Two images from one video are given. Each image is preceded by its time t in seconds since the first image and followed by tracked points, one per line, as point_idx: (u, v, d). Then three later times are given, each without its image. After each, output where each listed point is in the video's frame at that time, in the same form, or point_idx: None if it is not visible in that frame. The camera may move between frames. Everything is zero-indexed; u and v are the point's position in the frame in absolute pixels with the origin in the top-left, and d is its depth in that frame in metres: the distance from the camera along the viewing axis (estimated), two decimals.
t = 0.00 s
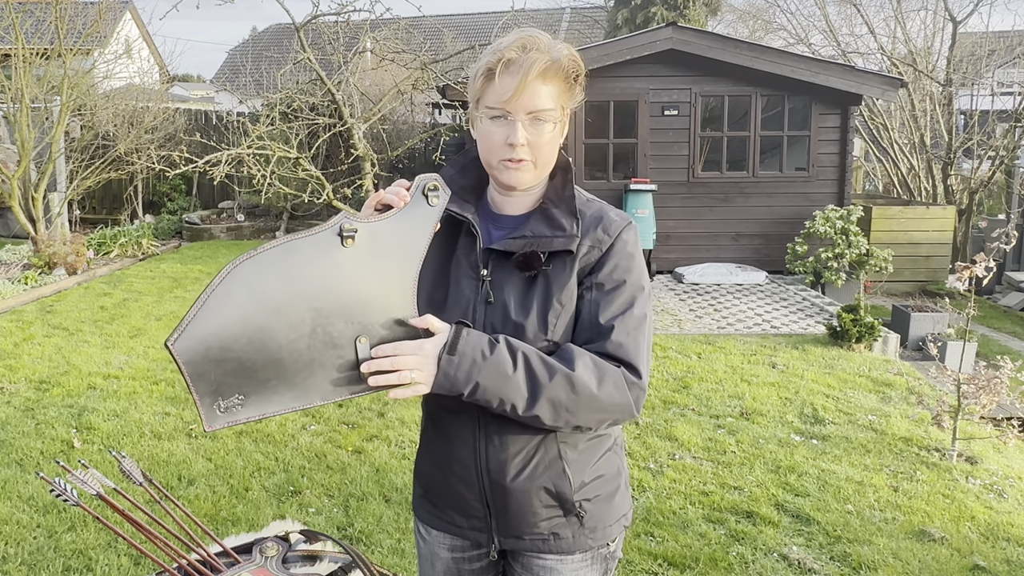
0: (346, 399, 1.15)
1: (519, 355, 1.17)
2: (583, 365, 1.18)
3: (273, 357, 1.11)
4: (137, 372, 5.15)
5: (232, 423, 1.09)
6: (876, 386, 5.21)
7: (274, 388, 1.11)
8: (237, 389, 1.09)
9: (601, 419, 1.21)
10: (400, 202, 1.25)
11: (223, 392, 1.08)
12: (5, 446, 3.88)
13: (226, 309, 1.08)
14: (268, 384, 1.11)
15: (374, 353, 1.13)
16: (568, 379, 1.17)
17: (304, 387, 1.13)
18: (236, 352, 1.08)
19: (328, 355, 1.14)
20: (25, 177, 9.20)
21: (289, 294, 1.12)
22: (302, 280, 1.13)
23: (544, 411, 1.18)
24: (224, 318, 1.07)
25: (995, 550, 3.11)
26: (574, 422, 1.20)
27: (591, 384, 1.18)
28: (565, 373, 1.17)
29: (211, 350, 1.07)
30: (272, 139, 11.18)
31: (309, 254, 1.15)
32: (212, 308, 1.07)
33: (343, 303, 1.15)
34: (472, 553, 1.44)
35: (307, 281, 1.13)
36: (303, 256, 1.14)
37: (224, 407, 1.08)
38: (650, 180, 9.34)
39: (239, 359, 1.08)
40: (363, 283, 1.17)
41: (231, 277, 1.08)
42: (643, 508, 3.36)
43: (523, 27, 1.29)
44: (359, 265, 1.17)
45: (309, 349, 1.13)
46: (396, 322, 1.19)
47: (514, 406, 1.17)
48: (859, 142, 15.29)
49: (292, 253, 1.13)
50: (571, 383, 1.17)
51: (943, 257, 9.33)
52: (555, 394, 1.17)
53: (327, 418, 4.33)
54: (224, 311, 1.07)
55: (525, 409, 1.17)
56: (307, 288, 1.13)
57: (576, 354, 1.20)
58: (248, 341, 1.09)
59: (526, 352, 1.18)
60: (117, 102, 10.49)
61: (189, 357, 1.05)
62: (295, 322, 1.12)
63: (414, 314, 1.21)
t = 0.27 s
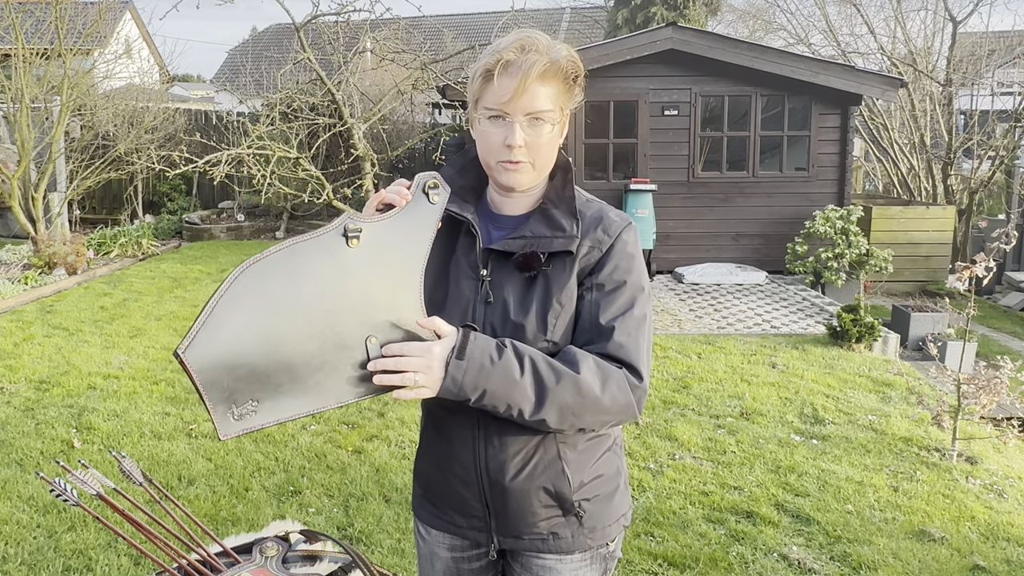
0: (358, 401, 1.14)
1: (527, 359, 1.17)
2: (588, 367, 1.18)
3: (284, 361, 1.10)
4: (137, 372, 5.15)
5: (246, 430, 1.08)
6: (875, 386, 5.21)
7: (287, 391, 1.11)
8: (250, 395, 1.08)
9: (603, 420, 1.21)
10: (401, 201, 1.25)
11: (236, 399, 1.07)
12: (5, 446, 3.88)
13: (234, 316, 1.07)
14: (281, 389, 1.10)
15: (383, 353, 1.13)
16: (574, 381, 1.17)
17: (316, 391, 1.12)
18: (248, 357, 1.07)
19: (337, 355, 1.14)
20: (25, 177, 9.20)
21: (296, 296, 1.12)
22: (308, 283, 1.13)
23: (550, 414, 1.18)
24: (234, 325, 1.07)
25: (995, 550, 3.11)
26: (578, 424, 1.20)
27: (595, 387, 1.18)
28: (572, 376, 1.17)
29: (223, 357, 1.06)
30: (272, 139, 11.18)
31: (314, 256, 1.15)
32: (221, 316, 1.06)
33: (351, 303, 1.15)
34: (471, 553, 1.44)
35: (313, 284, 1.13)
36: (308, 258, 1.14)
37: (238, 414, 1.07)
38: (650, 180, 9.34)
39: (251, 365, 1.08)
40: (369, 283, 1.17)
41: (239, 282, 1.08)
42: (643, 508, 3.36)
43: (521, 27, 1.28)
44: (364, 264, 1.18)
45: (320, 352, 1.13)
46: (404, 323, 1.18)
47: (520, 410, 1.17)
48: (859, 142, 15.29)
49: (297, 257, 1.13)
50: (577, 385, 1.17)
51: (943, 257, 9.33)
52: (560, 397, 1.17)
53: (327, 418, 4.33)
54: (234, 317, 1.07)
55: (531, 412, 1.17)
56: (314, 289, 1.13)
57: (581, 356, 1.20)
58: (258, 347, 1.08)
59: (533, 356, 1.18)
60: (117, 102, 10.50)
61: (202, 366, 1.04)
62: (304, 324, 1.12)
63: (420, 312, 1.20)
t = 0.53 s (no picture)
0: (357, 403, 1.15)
1: (542, 359, 1.16)
2: (596, 368, 1.18)
3: (284, 364, 1.11)
4: (137, 372, 5.15)
5: (248, 434, 1.09)
6: (875, 386, 5.21)
7: (287, 394, 1.12)
8: (250, 400, 1.09)
9: (609, 421, 1.21)
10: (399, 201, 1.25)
11: (237, 404, 1.08)
12: (5, 446, 3.88)
13: (232, 322, 1.07)
14: (281, 393, 1.11)
15: (391, 344, 1.12)
16: (584, 382, 1.17)
17: (316, 393, 1.13)
18: (248, 362, 1.08)
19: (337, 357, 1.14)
20: (25, 177, 9.19)
21: (294, 301, 1.12)
22: (305, 286, 1.13)
23: (561, 415, 1.17)
24: (233, 331, 1.07)
25: (995, 550, 3.11)
26: (586, 425, 1.20)
27: (602, 388, 1.18)
28: (581, 376, 1.17)
29: (223, 364, 1.06)
30: (272, 139, 11.18)
31: (311, 259, 1.15)
32: (219, 322, 1.07)
33: (349, 304, 1.15)
34: (471, 553, 1.44)
35: (311, 287, 1.13)
36: (306, 261, 1.14)
37: (239, 419, 1.08)
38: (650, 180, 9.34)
39: (251, 369, 1.09)
40: (366, 284, 1.17)
41: (237, 288, 1.08)
42: (643, 508, 3.36)
43: (519, 30, 1.28)
44: (362, 265, 1.17)
45: (319, 354, 1.13)
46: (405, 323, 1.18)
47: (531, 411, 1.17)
48: (859, 142, 15.29)
49: (295, 261, 1.13)
50: (586, 386, 1.17)
51: (943, 257, 9.33)
52: (572, 397, 1.17)
53: (327, 418, 4.32)
54: (233, 324, 1.07)
55: (543, 412, 1.17)
56: (312, 293, 1.13)
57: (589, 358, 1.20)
58: (257, 352, 1.09)
59: (547, 357, 1.17)
60: (117, 102, 10.49)
61: (201, 372, 1.05)
62: (303, 328, 1.12)
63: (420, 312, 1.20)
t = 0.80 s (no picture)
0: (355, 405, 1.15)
1: (558, 357, 1.15)
2: (605, 366, 1.18)
3: (281, 368, 1.11)
4: (137, 372, 5.15)
5: (247, 438, 1.10)
6: (875, 386, 5.21)
7: (285, 397, 1.12)
8: (248, 404, 1.09)
9: (618, 420, 1.20)
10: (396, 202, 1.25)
11: (235, 408, 1.09)
12: (5, 446, 3.88)
13: (228, 326, 1.08)
14: (279, 396, 1.11)
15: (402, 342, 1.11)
16: (596, 380, 1.16)
17: (314, 396, 1.13)
18: (245, 365, 1.09)
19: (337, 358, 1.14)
20: (25, 177, 9.19)
21: (291, 304, 1.13)
22: (302, 289, 1.13)
23: (575, 413, 1.16)
24: (230, 335, 1.08)
25: (994, 550, 3.11)
26: (597, 424, 1.19)
27: (612, 386, 1.17)
28: (593, 374, 1.16)
29: (220, 368, 1.07)
30: (271, 139, 11.18)
31: (308, 261, 1.15)
32: (215, 327, 1.07)
33: (346, 306, 1.15)
34: (472, 553, 1.44)
35: (307, 289, 1.14)
36: (302, 264, 1.14)
37: (237, 423, 1.09)
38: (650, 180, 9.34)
39: (249, 373, 1.09)
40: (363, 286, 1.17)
41: (233, 292, 1.09)
42: (643, 508, 3.36)
43: (521, 31, 1.28)
44: (359, 265, 1.17)
45: (316, 357, 1.13)
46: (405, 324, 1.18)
47: (545, 409, 1.15)
48: (859, 142, 15.29)
49: (291, 263, 1.14)
50: (597, 385, 1.16)
51: (943, 257, 9.33)
52: (585, 395, 1.16)
53: (326, 418, 4.32)
54: (229, 328, 1.08)
55: (558, 410, 1.16)
56: (308, 296, 1.13)
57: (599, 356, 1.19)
58: (255, 355, 1.09)
59: (562, 355, 1.16)
60: (117, 102, 10.49)
61: (198, 377, 1.05)
62: (301, 330, 1.12)
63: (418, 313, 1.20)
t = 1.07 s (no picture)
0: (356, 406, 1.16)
1: (556, 356, 1.15)
2: (604, 364, 1.18)
3: (283, 370, 1.11)
4: (137, 372, 5.15)
5: (248, 440, 1.10)
6: (875, 386, 5.21)
7: (286, 399, 1.12)
8: (250, 406, 1.09)
9: (616, 420, 1.20)
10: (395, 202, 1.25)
11: (237, 410, 1.08)
12: (5, 446, 3.88)
13: (229, 328, 1.08)
14: (280, 398, 1.11)
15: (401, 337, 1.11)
16: (594, 379, 1.16)
17: (315, 398, 1.14)
18: (246, 367, 1.09)
19: (337, 359, 1.15)
20: (25, 177, 9.19)
21: (292, 306, 1.12)
22: (303, 291, 1.13)
23: (573, 412, 1.16)
24: (231, 338, 1.08)
25: (994, 550, 3.11)
26: (595, 423, 1.19)
27: (610, 385, 1.17)
28: (591, 373, 1.16)
29: (222, 371, 1.07)
30: (271, 139, 11.18)
31: (308, 262, 1.15)
32: (216, 329, 1.07)
33: (347, 306, 1.15)
34: (473, 552, 1.44)
35: (308, 291, 1.14)
36: (303, 265, 1.14)
37: (238, 425, 1.09)
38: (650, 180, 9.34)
39: (250, 376, 1.09)
40: (364, 286, 1.17)
41: (234, 294, 1.09)
42: (643, 508, 3.36)
43: (521, 32, 1.28)
44: (360, 265, 1.17)
45: (317, 358, 1.14)
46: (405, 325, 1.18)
47: (543, 407, 1.15)
48: (858, 142, 15.29)
49: (291, 265, 1.13)
50: (595, 384, 1.16)
51: (943, 257, 9.33)
52: (583, 394, 1.16)
53: (326, 418, 4.32)
54: (231, 330, 1.08)
55: (556, 409, 1.16)
56: (309, 298, 1.13)
57: (598, 355, 1.19)
58: (256, 358, 1.09)
59: (560, 354, 1.16)
60: (117, 102, 10.50)
61: (199, 380, 1.05)
62: (302, 330, 1.13)
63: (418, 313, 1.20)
